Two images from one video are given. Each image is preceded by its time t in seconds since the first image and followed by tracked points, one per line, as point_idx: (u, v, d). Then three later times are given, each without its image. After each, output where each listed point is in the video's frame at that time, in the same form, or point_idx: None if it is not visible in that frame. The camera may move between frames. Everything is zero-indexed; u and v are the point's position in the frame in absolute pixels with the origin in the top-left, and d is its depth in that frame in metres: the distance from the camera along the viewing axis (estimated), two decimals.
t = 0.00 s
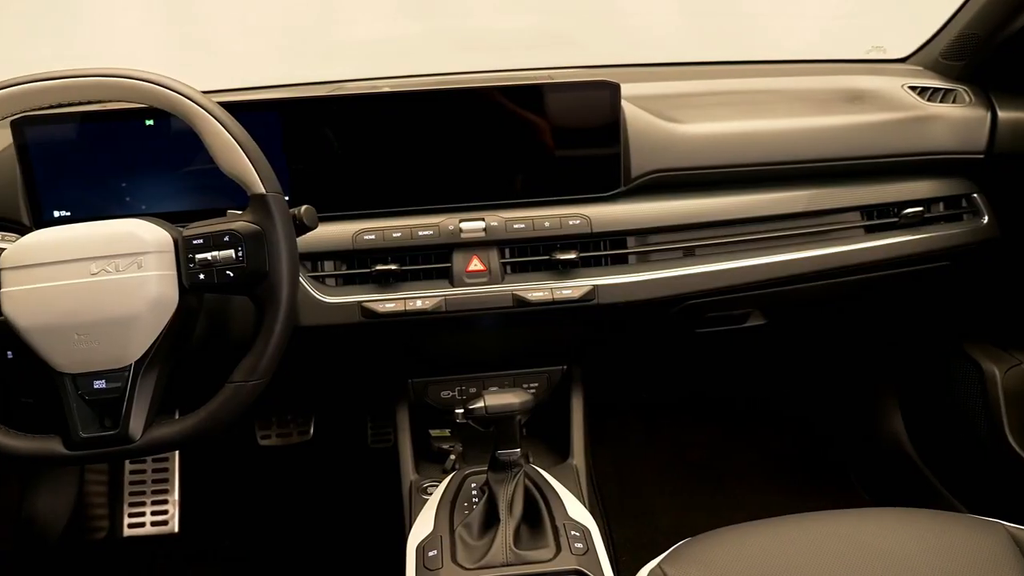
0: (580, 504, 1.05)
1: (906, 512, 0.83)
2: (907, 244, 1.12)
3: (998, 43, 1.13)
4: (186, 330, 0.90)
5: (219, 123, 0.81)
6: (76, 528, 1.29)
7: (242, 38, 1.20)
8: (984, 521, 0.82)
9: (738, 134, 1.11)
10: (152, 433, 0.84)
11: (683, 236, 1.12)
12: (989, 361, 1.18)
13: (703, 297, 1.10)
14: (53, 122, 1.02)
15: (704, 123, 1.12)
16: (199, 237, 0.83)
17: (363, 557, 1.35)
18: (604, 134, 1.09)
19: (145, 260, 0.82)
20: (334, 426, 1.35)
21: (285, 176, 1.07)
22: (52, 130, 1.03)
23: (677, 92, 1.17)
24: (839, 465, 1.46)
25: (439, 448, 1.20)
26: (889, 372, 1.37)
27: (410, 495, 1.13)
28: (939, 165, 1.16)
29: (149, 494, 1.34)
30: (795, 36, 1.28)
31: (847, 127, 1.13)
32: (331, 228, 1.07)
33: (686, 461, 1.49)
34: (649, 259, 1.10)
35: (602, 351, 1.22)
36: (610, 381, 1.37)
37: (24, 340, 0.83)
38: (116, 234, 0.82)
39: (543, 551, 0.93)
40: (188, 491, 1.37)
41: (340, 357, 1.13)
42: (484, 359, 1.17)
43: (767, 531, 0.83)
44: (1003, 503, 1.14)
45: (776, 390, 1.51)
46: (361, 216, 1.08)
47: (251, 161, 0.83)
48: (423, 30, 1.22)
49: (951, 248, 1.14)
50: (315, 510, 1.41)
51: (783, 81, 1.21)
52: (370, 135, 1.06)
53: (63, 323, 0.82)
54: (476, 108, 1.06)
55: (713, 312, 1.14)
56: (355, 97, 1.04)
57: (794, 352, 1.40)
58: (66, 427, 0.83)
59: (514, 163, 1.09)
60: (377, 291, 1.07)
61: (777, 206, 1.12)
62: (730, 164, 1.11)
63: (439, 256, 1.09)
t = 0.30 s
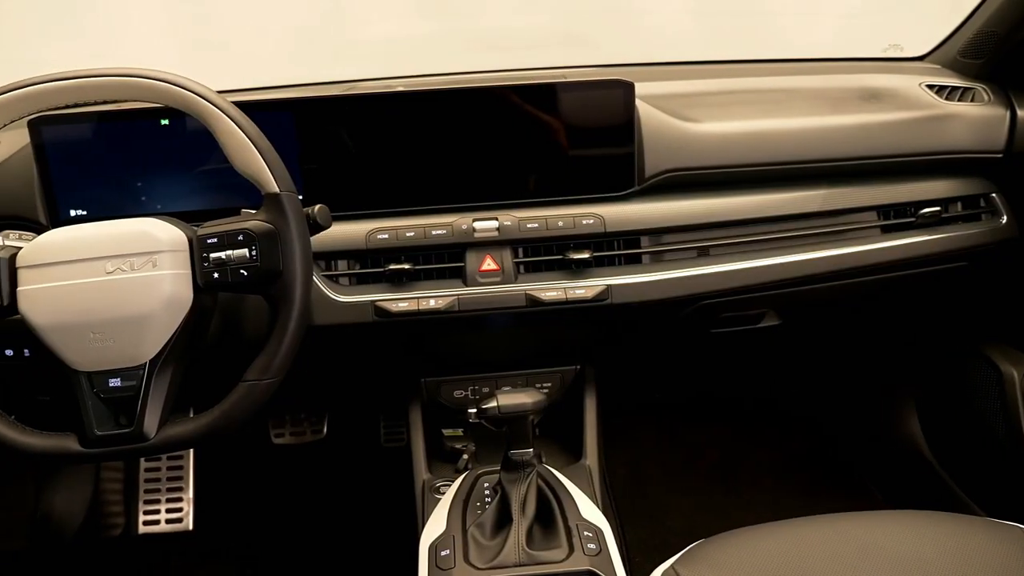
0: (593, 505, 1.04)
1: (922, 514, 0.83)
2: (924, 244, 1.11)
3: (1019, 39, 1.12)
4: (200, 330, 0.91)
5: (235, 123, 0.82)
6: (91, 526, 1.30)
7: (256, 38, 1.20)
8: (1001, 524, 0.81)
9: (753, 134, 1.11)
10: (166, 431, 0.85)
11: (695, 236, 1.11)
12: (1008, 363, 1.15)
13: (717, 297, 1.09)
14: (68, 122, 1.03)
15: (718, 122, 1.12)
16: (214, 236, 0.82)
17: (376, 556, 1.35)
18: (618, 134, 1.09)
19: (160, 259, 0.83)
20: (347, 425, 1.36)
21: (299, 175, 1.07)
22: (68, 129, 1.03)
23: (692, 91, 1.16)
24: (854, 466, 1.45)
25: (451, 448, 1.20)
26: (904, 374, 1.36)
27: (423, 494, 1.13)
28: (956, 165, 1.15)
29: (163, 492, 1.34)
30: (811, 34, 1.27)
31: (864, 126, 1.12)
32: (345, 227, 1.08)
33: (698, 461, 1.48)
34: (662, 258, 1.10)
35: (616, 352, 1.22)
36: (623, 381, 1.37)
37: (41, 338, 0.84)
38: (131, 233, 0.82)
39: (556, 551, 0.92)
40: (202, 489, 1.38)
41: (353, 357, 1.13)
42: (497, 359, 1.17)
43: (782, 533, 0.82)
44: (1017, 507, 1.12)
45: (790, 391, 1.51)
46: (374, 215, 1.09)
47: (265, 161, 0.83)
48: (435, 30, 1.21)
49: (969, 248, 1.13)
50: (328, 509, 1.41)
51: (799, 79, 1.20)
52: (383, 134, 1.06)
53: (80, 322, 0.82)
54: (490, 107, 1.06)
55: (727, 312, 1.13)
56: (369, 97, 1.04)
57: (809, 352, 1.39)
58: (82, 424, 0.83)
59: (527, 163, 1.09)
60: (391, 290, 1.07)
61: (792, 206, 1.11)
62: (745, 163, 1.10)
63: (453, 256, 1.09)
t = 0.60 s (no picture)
0: (605, 505, 1.04)
1: (937, 516, 0.82)
2: (940, 245, 1.10)
3: None
4: (213, 328, 0.91)
5: (250, 123, 0.82)
6: (104, 524, 1.30)
7: (270, 38, 1.21)
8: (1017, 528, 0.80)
9: (767, 133, 1.10)
10: (180, 429, 0.85)
11: (709, 236, 1.10)
12: None
13: (730, 297, 1.09)
14: (84, 121, 1.03)
15: (733, 121, 1.12)
16: (228, 235, 0.83)
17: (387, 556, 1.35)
18: (631, 133, 1.08)
19: (174, 258, 0.83)
20: (360, 424, 1.36)
21: (312, 174, 1.07)
22: (84, 129, 1.04)
23: (706, 91, 1.16)
24: (868, 469, 1.44)
25: (463, 448, 1.20)
26: (919, 376, 1.35)
27: (435, 493, 1.13)
28: (973, 165, 1.14)
29: (177, 489, 1.36)
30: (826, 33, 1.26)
31: (880, 125, 1.11)
32: (359, 227, 1.08)
33: (711, 463, 1.47)
34: (676, 258, 1.09)
35: (628, 352, 1.21)
36: (636, 381, 1.36)
37: (56, 336, 0.84)
38: (146, 231, 0.83)
39: (568, 552, 0.92)
40: (215, 488, 1.38)
41: (365, 356, 1.13)
42: (509, 358, 1.17)
43: (796, 535, 0.81)
44: None
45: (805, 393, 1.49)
46: (388, 214, 1.09)
47: (280, 162, 0.83)
48: (449, 29, 1.21)
49: (986, 249, 1.12)
50: (339, 508, 1.41)
51: (814, 79, 1.19)
52: (398, 133, 1.06)
53: (94, 320, 0.83)
54: (503, 107, 1.06)
55: (741, 313, 1.13)
56: (384, 96, 1.04)
57: (823, 353, 1.38)
58: (96, 422, 0.84)
59: (540, 164, 1.09)
60: (403, 290, 1.07)
61: (806, 206, 1.10)
62: (759, 163, 1.10)
63: (466, 255, 1.08)
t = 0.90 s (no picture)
0: (614, 506, 1.04)
1: (946, 518, 0.81)
2: (954, 246, 1.09)
3: None
4: (224, 327, 0.91)
5: (263, 125, 0.82)
6: (116, 521, 1.32)
7: (283, 39, 1.21)
8: None
9: (779, 133, 1.10)
10: (190, 427, 0.85)
11: (722, 237, 1.10)
12: None
13: (741, 298, 1.08)
14: (97, 121, 1.04)
15: (745, 121, 1.11)
16: (239, 234, 0.83)
17: (395, 556, 1.35)
18: (643, 133, 1.08)
19: (185, 257, 0.83)
20: (370, 423, 1.35)
21: (323, 174, 1.07)
22: (97, 128, 1.04)
23: (717, 91, 1.16)
24: (880, 472, 1.43)
25: (472, 448, 1.20)
26: (932, 378, 1.34)
27: (444, 493, 1.13)
28: (988, 165, 1.13)
29: (187, 488, 1.37)
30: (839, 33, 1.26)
31: (893, 126, 1.11)
32: (370, 226, 1.08)
33: (720, 465, 1.47)
34: (687, 259, 1.09)
35: (639, 353, 1.21)
36: (646, 382, 1.36)
37: (68, 335, 0.85)
38: (158, 230, 0.83)
39: (577, 553, 0.92)
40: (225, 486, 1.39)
41: (375, 356, 1.13)
42: (520, 358, 1.17)
43: (807, 538, 0.81)
44: None
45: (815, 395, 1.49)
46: (398, 214, 1.09)
47: (292, 163, 0.83)
48: (460, 29, 1.21)
49: (1000, 250, 1.11)
50: (348, 508, 1.41)
51: (826, 79, 1.19)
52: (409, 133, 1.06)
53: (106, 318, 0.83)
54: (515, 106, 1.06)
55: (751, 314, 1.12)
56: (396, 96, 1.04)
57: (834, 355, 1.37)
58: (107, 420, 0.84)
59: (551, 165, 1.09)
60: (414, 289, 1.07)
61: (818, 206, 1.10)
62: (770, 163, 1.09)
63: (476, 255, 1.08)
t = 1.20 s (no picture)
0: (623, 507, 1.03)
1: (959, 522, 0.80)
2: (967, 248, 1.09)
3: None
4: (234, 326, 0.91)
5: (275, 124, 0.82)
6: (127, 517, 1.33)
7: (295, 39, 1.21)
8: None
9: (791, 134, 1.09)
10: (201, 425, 0.85)
11: (734, 238, 1.10)
12: None
13: (752, 299, 1.08)
14: (108, 120, 1.04)
15: (756, 122, 1.11)
16: (249, 233, 0.83)
17: (403, 555, 1.34)
18: (654, 133, 1.08)
19: (197, 255, 0.83)
20: (379, 422, 1.35)
21: (333, 173, 1.07)
22: (109, 127, 1.05)
23: (728, 91, 1.16)
24: (890, 474, 1.43)
25: (481, 448, 1.20)
26: (943, 381, 1.33)
27: (453, 493, 1.13)
28: (1002, 165, 1.12)
29: (197, 485, 1.38)
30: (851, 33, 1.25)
31: (905, 126, 1.10)
32: (380, 225, 1.08)
33: (729, 466, 1.46)
34: (698, 259, 1.09)
35: (648, 354, 1.21)
36: (655, 383, 1.36)
37: (80, 332, 0.85)
38: (168, 229, 0.83)
39: (586, 554, 0.91)
40: (235, 484, 1.40)
41: (384, 356, 1.13)
42: (529, 358, 1.17)
43: (816, 541, 0.80)
44: None
45: (825, 397, 1.48)
46: (409, 213, 1.09)
47: (303, 162, 0.83)
48: (470, 28, 1.21)
49: (1012, 252, 1.10)
50: (356, 507, 1.41)
51: (838, 79, 1.18)
52: (420, 132, 1.06)
53: (117, 316, 0.83)
54: (525, 106, 1.06)
55: (762, 315, 1.12)
56: (406, 95, 1.04)
57: (845, 358, 1.36)
58: (117, 418, 0.84)
59: (561, 165, 1.09)
60: (423, 289, 1.07)
61: (830, 207, 1.09)
62: (782, 164, 1.09)
63: (486, 255, 1.08)
